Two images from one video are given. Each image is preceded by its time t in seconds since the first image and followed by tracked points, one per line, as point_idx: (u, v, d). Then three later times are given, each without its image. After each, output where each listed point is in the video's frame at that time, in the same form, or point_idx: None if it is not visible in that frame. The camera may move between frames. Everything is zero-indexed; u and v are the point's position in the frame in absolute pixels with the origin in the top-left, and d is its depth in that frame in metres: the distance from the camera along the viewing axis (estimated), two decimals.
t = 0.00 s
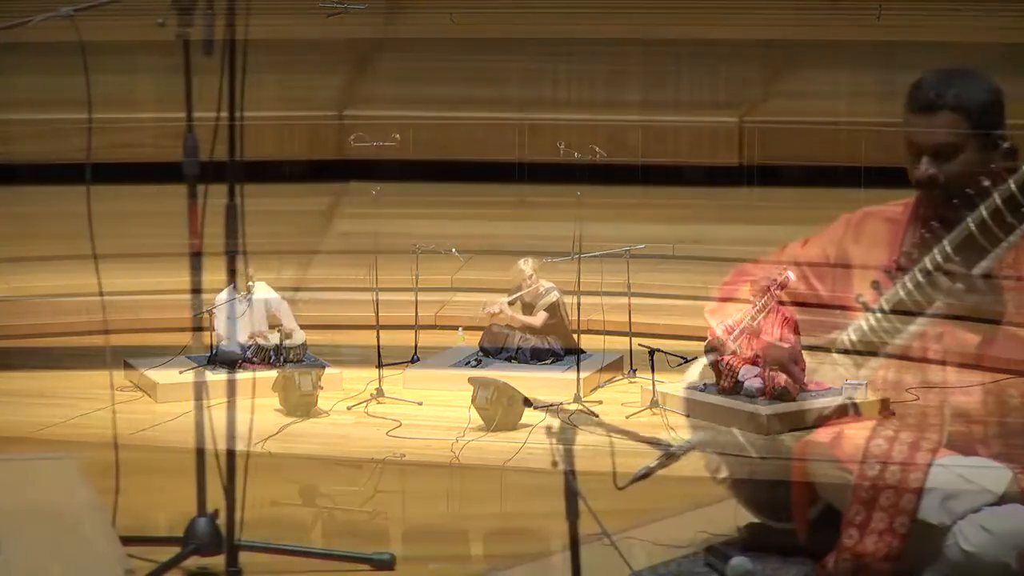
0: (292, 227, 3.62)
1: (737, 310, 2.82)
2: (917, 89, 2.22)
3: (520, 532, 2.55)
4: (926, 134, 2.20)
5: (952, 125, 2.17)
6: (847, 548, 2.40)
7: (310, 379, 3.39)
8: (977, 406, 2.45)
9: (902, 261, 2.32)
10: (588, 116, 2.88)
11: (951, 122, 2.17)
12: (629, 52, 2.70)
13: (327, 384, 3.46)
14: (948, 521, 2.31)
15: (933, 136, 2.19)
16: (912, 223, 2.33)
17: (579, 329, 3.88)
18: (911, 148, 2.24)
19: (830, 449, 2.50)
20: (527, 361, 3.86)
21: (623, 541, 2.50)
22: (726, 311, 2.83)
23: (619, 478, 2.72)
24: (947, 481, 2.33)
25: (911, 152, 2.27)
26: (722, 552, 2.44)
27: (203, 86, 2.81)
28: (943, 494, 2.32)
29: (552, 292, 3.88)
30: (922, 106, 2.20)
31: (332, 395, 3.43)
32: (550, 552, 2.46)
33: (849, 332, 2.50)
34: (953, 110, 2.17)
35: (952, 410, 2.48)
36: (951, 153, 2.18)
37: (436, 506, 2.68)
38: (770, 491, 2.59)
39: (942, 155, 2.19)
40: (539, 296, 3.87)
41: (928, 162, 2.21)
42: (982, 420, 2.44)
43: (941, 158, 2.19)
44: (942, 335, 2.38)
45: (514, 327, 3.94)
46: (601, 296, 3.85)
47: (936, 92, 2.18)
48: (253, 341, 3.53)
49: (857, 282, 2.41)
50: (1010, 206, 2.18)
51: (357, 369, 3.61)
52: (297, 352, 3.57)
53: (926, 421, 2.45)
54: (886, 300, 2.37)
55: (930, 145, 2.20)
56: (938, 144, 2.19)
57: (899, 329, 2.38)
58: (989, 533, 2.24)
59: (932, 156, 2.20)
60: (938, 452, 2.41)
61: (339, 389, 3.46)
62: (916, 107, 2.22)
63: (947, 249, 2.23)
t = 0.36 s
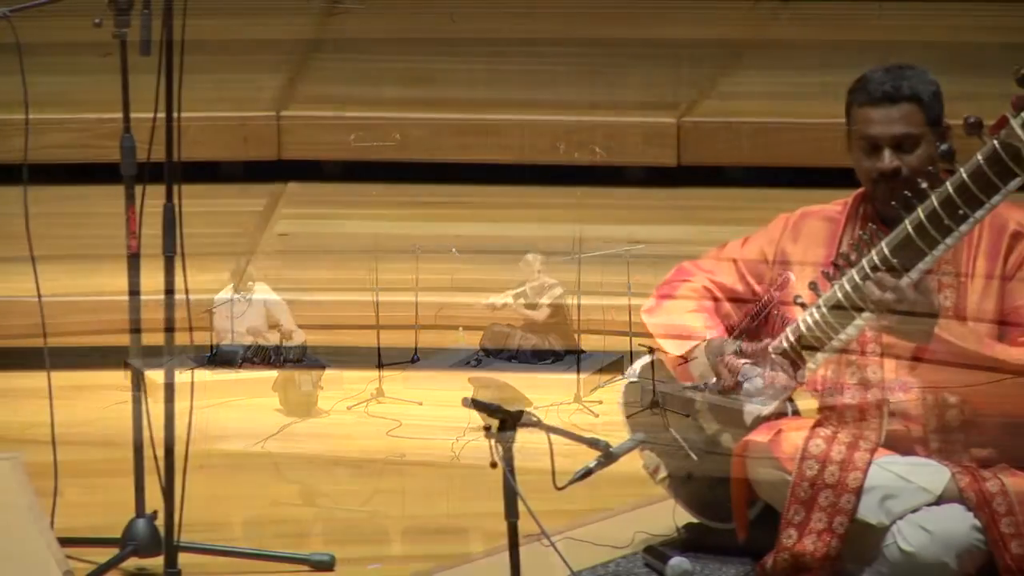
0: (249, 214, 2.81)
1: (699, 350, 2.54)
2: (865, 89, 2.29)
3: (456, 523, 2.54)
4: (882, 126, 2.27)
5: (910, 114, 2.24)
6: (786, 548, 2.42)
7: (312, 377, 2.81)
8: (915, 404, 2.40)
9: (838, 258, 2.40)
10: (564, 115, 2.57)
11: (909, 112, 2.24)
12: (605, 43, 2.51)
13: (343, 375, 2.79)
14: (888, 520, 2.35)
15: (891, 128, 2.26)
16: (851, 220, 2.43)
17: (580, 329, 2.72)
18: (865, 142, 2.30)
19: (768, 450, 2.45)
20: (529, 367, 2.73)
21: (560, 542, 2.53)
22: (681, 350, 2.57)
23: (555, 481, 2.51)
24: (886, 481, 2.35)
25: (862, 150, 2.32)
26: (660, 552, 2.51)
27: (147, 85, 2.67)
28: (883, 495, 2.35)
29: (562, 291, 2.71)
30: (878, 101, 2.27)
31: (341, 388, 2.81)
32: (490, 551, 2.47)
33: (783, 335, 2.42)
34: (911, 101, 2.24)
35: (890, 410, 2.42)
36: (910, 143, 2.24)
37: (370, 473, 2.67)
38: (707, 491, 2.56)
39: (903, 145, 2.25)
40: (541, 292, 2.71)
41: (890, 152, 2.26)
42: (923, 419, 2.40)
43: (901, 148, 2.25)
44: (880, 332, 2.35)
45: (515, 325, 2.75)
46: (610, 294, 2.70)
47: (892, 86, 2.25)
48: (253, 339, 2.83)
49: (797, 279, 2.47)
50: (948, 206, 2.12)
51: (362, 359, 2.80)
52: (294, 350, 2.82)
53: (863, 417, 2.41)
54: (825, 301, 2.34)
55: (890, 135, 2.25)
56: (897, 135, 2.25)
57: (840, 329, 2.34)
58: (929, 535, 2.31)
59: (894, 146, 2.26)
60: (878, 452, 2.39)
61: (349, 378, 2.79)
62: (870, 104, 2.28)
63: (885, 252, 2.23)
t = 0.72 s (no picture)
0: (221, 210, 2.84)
1: (661, 337, 2.48)
2: (817, 80, 2.29)
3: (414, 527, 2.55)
4: (829, 114, 2.25)
5: (860, 105, 2.24)
6: (741, 547, 2.43)
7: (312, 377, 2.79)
8: (871, 398, 2.43)
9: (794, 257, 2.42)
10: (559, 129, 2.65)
11: (859, 102, 2.24)
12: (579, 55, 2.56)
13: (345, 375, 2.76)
14: (843, 518, 2.38)
15: (836, 115, 2.25)
16: (805, 218, 2.46)
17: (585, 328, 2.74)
18: (812, 129, 2.28)
19: (723, 450, 2.46)
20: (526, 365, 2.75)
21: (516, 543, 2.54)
22: (641, 341, 2.49)
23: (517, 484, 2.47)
24: (842, 480, 2.38)
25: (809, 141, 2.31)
26: (615, 551, 2.48)
27: (98, 86, 2.83)
28: (839, 494, 2.37)
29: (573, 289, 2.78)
30: (828, 91, 2.26)
31: (341, 389, 2.75)
32: (446, 551, 2.47)
33: (740, 333, 2.38)
34: (861, 93, 2.24)
35: (844, 405, 2.45)
36: (857, 134, 2.24)
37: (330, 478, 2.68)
38: (662, 492, 2.58)
39: (850, 135, 2.24)
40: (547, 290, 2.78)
41: (835, 139, 2.24)
42: (878, 414, 2.44)
43: (846, 137, 2.24)
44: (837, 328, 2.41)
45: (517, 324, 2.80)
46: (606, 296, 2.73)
47: (845, 76, 2.26)
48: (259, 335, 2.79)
49: (751, 280, 2.47)
50: (904, 206, 2.13)
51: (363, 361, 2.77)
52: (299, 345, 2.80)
53: (818, 416, 2.46)
54: (780, 300, 2.32)
55: (838, 122, 2.24)
56: (843, 124, 2.24)
57: (796, 328, 2.32)
58: (885, 534, 2.34)
59: (840, 134, 2.25)
60: (832, 451, 2.42)
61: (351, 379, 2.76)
62: (821, 93, 2.27)
63: (841, 252, 2.22)
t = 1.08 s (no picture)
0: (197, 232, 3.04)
1: (619, 352, 2.42)
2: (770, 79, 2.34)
3: (373, 526, 2.54)
4: (773, 110, 2.30)
5: (804, 102, 2.29)
6: (701, 548, 2.43)
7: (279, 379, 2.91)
8: (831, 395, 2.44)
9: (755, 256, 2.42)
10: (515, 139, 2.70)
11: (804, 100, 2.28)
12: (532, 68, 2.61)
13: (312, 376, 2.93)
14: (802, 518, 2.41)
15: (780, 111, 2.29)
16: (767, 214, 2.44)
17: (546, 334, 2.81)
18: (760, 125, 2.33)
19: (683, 451, 2.46)
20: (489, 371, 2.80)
21: (476, 543, 2.53)
22: (597, 352, 2.44)
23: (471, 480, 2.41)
24: (800, 481, 2.40)
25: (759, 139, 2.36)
26: (575, 551, 2.45)
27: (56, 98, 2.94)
28: (797, 494, 2.40)
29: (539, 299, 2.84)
30: (776, 88, 2.31)
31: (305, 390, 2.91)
32: (406, 552, 2.45)
33: (701, 332, 2.37)
34: (806, 91, 2.29)
35: (805, 402, 2.45)
36: (799, 131, 2.28)
37: (287, 477, 2.67)
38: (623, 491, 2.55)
39: (793, 131, 2.28)
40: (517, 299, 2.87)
41: (777, 134, 2.29)
42: (838, 412, 2.44)
43: (789, 133, 2.28)
44: (797, 322, 2.45)
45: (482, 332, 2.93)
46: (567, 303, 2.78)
47: (794, 75, 2.31)
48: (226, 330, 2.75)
49: (712, 278, 2.47)
50: (864, 205, 2.13)
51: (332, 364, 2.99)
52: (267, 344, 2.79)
53: (778, 414, 2.45)
54: (741, 299, 2.30)
55: (782, 117, 2.29)
56: (785, 120, 2.28)
57: (756, 326, 2.30)
58: (843, 534, 2.38)
59: (783, 130, 2.29)
60: (791, 451, 2.42)
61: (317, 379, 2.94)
62: (770, 91, 2.32)
63: (802, 250, 2.20)
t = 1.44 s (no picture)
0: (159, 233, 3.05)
1: (585, 351, 2.42)
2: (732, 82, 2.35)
3: (336, 526, 2.54)
4: (734, 113, 2.31)
5: (765, 106, 2.29)
6: (665, 549, 2.43)
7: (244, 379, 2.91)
8: (794, 399, 2.45)
9: (718, 257, 2.42)
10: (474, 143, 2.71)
11: (765, 104, 2.29)
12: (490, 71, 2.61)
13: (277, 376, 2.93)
14: (766, 519, 2.41)
15: (741, 115, 2.30)
16: (730, 215, 2.45)
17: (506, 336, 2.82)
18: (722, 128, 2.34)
19: (645, 452, 2.46)
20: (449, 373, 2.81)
21: (440, 543, 2.54)
22: (563, 352, 2.44)
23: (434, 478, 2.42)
24: (764, 481, 2.40)
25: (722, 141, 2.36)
26: (539, 551, 2.44)
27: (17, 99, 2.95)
28: (760, 495, 2.40)
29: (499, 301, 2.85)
30: (737, 92, 2.32)
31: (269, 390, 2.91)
32: (369, 551, 2.46)
33: (664, 332, 2.35)
34: (766, 95, 2.30)
35: (767, 404, 2.46)
36: (760, 134, 2.29)
37: (250, 477, 2.68)
38: (586, 491, 2.55)
39: (754, 135, 2.29)
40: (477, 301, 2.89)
41: (738, 137, 2.29)
42: (801, 415, 2.45)
43: (750, 137, 2.29)
44: (760, 325, 2.45)
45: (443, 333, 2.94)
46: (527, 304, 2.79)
47: (754, 78, 2.31)
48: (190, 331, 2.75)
49: (676, 279, 2.48)
50: (829, 206, 2.13)
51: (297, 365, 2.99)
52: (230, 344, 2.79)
53: (741, 417, 2.45)
54: (705, 298, 2.29)
55: (743, 121, 2.29)
56: (746, 124, 2.29)
57: (720, 327, 2.29)
58: (807, 534, 2.38)
59: (744, 133, 2.29)
60: (754, 452, 2.43)
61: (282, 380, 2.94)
62: (731, 94, 2.33)
63: (765, 250, 2.20)
